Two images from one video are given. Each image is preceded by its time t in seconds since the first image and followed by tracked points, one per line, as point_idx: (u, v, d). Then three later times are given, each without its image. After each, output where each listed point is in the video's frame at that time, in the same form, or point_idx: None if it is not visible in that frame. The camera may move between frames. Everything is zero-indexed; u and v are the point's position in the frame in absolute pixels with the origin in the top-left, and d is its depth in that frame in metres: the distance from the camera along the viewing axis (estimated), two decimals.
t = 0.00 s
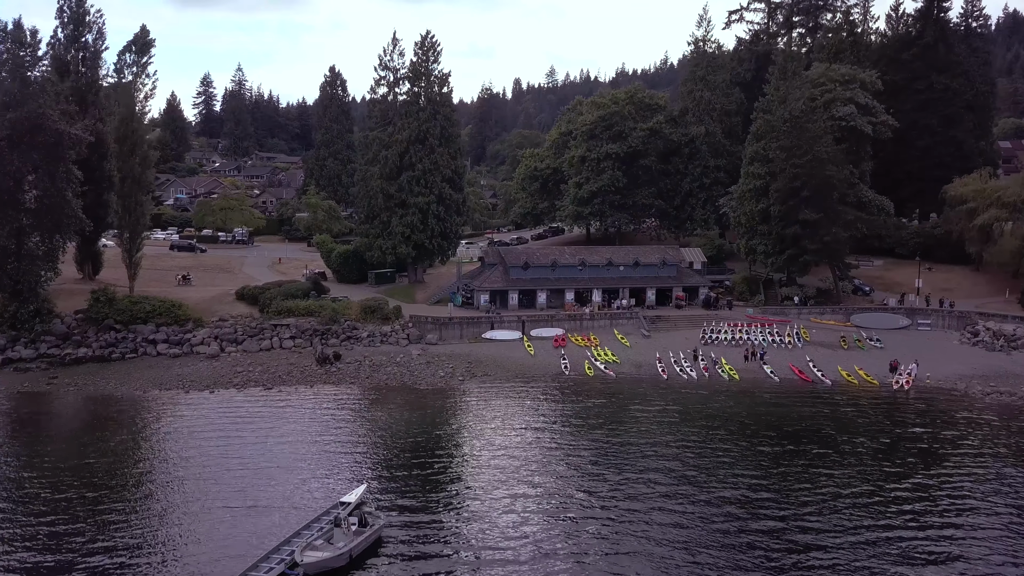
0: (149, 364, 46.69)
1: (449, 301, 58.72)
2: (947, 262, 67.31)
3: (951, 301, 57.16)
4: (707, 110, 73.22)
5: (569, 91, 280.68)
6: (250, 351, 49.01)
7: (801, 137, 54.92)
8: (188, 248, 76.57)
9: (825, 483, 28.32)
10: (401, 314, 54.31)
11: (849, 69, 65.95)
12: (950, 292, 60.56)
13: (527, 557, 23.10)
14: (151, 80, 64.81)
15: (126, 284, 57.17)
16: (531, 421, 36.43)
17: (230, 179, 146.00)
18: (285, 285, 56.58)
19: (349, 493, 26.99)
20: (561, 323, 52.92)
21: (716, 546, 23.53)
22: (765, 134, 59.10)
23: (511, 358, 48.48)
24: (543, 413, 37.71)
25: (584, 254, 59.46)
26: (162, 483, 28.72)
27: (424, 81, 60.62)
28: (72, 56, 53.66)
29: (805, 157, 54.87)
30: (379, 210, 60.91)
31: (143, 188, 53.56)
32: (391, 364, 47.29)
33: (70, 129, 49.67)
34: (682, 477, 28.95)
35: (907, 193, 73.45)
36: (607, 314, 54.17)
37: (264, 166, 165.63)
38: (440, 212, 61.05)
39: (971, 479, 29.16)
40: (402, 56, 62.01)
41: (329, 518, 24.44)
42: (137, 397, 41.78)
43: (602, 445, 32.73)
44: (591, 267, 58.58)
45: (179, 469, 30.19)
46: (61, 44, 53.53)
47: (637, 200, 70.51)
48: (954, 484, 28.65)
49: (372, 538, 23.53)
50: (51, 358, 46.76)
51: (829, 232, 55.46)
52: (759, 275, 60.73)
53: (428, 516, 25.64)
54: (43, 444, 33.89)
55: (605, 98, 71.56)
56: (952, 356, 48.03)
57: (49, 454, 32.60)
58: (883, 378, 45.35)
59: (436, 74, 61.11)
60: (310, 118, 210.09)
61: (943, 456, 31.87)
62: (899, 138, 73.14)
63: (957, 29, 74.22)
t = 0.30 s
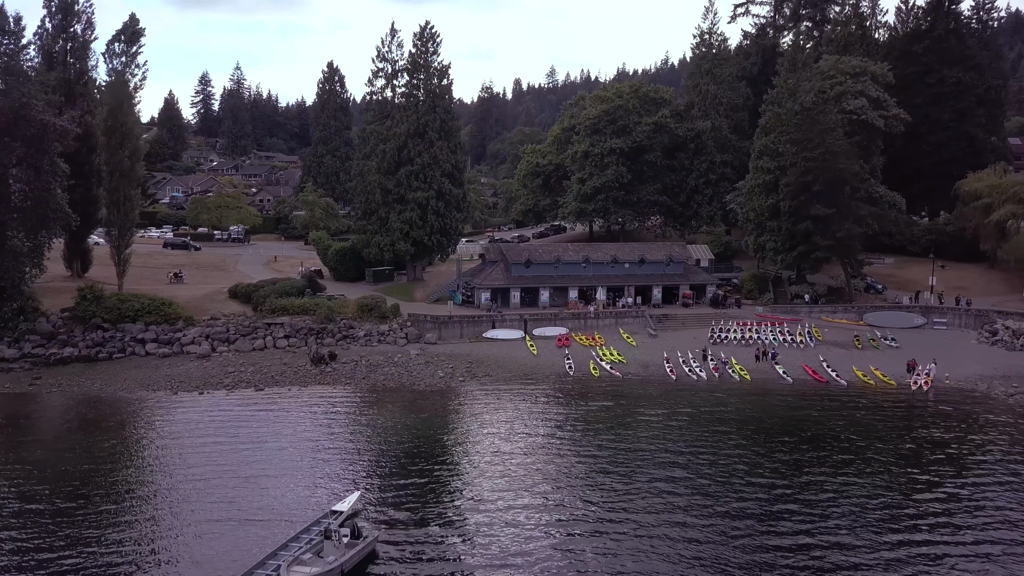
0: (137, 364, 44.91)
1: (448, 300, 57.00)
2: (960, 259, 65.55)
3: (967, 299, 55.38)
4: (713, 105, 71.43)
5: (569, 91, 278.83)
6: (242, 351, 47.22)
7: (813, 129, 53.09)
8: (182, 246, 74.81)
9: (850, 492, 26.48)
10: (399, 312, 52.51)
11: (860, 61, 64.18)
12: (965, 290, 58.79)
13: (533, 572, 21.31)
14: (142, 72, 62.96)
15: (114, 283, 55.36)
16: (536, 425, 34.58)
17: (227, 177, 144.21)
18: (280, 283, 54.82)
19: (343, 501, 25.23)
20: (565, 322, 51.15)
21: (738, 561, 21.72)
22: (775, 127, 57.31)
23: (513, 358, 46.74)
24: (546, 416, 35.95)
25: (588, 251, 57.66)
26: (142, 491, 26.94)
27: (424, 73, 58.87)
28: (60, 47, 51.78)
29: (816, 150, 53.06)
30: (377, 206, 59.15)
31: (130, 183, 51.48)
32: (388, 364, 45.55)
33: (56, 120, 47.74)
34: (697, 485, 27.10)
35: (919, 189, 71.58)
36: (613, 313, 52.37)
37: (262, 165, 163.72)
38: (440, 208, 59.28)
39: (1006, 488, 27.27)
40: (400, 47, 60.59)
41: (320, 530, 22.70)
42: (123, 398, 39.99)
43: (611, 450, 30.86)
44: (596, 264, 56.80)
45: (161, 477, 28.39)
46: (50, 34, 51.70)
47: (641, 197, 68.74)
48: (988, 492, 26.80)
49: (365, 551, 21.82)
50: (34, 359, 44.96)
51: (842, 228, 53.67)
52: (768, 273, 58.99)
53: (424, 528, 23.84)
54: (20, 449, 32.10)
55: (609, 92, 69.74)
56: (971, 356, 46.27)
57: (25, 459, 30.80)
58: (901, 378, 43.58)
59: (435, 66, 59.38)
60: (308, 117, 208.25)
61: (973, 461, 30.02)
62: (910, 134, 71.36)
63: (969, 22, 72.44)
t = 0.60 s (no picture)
0: (124, 365, 43.13)
1: (448, 298, 55.24)
2: (975, 257, 63.74)
3: (984, 298, 53.55)
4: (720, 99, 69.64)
5: (570, 91, 276.94)
6: (234, 351, 45.43)
7: (825, 122, 51.39)
8: (176, 244, 73.07)
9: (878, 502, 24.60)
10: (397, 311, 50.70)
11: (871, 53, 62.42)
12: (981, 288, 56.96)
13: None
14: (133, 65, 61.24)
15: (102, 281, 53.54)
16: (541, 427, 32.68)
17: (225, 176, 142.36)
18: (274, 281, 53.04)
19: (333, 512, 23.44)
20: (569, 321, 49.37)
21: None
22: (785, 121, 55.57)
23: (516, 358, 44.96)
24: (551, 419, 34.14)
25: (592, 249, 55.87)
26: (119, 502, 25.13)
27: (422, 65, 57.12)
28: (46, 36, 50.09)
29: (828, 143, 51.33)
30: (374, 201, 57.39)
31: (119, 177, 49.71)
32: (386, 364, 43.77)
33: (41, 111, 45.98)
34: (714, 494, 25.25)
35: (930, 185, 69.69)
36: (618, 311, 50.58)
37: (259, 164, 161.89)
38: (439, 204, 57.54)
39: None
40: (399, 38, 58.83)
41: (307, 545, 20.92)
42: (107, 400, 38.20)
43: (621, 454, 29.00)
44: (600, 262, 55.03)
45: (142, 487, 26.58)
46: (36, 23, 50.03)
47: (646, 193, 66.97)
48: None
49: (358, 567, 20.11)
50: (17, 359, 43.19)
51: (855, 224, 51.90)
52: (778, 271, 57.22)
53: (420, 542, 22.02)
54: None
55: (613, 86, 68.05)
56: (991, 356, 44.45)
57: None
58: (919, 379, 41.77)
59: (435, 57, 57.63)
60: (307, 117, 206.46)
61: (1006, 468, 28.12)
62: (922, 129, 69.59)
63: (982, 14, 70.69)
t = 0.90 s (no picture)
0: (110, 365, 41.38)
1: (448, 296, 53.47)
2: (990, 254, 61.96)
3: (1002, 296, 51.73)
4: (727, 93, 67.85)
5: (570, 90, 274.90)
6: (225, 351, 43.65)
7: (838, 113, 49.69)
8: (169, 241, 71.29)
9: (912, 513, 22.72)
10: (395, 310, 48.94)
11: (883, 44, 60.65)
12: (998, 286, 55.14)
13: None
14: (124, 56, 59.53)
15: (90, 278, 51.76)
16: (546, 432, 30.87)
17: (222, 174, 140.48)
18: (268, 279, 51.31)
19: (323, 525, 21.63)
20: (573, 320, 47.58)
21: None
22: (795, 113, 53.82)
23: (518, 358, 43.18)
24: (557, 422, 32.34)
25: (597, 245, 54.11)
26: (94, 511, 23.39)
27: (421, 56, 55.37)
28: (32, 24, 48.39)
29: (842, 135, 49.61)
30: (372, 196, 55.68)
31: (106, 170, 47.93)
32: (383, 365, 42.01)
33: (25, 101, 44.28)
34: (733, 502, 23.50)
35: (943, 181, 67.93)
36: (624, 309, 48.82)
37: (257, 163, 160.04)
38: (439, 200, 55.80)
39: None
40: (397, 29, 57.11)
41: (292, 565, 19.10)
42: (91, 402, 36.44)
43: (631, 460, 27.22)
44: (605, 259, 53.28)
45: (121, 495, 24.84)
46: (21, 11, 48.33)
47: (651, 188, 65.21)
48: None
49: None
50: None
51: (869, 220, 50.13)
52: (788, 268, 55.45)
53: (416, 559, 20.20)
54: None
55: (618, 79, 66.36)
56: (1013, 356, 42.64)
57: None
58: (939, 380, 39.98)
59: (434, 48, 55.90)
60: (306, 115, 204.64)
61: None
62: (934, 123, 67.79)
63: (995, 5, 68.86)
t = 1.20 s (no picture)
0: (95, 363, 39.65)
1: (448, 292, 51.74)
2: (1005, 249, 60.31)
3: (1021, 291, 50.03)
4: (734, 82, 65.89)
5: (571, 85, 272.63)
6: (215, 349, 41.92)
7: (853, 101, 47.86)
8: (161, 236, 69.51)
9: (948, 526, 20.96)
10: (393, 306, 47.23)
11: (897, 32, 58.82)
12: (1015, 281, 53.47)
13: None
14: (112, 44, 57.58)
15: (76, 274, 49.99)
16: (552, 436, 29.04)
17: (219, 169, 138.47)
18: (261, 274, 49.55)
19: (311, 540, 19.88)
20: (578, 316, 45.87)
21: None
22: (807, 102, 52.00)
23: (521, 356, 41.47)
24: (563, 424, 30.60)
25: (602, 239, 52.33)
26: (64, 524, 21.67)
27: (419, 44, 53.52)
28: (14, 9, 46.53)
29: (857, 124, 47.83)
30: (369, 188, 53.91)
31: (92, 160, 46.12)
32: (380, 362, 40.29)
33: (6, 87, 42.40)
34: (755, 514, 21.69)
35: (955, 173, 66.21)
36: (630, 305, 47.07)
37: (255, 157, 158.00)
38: (438, 192, 54.03)
39: None
40: (395, 15, 55.22)
41: None
42: (72, 402, 34.68)
43: (643, 467, 25.42)
44: (610, 253, 51.52)
45: (97, 504, 23.11)
46: None
47: (657, 181, 63.45)
48: None
49: None
50: None
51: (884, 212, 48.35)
52: (799, 263, 53.74)
53: None
54: None
55: (622, 69, 64.56)
56: None
57: None
58: (962, 379, 38.28)
59: (433, 35, 54.03)
60: (304, 110, 202.55)
61: None
62: (948, 114, 65.99)
63: None
